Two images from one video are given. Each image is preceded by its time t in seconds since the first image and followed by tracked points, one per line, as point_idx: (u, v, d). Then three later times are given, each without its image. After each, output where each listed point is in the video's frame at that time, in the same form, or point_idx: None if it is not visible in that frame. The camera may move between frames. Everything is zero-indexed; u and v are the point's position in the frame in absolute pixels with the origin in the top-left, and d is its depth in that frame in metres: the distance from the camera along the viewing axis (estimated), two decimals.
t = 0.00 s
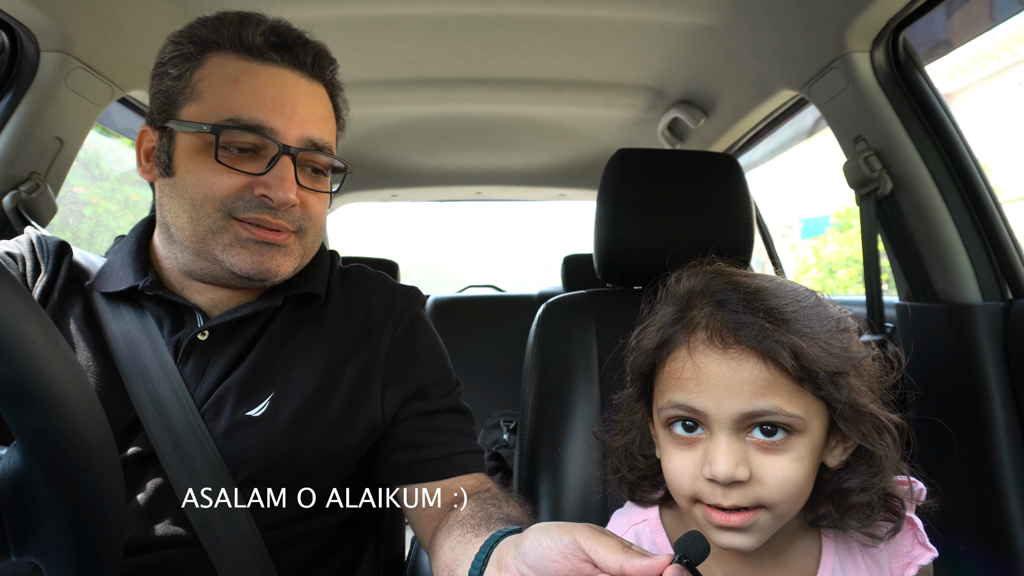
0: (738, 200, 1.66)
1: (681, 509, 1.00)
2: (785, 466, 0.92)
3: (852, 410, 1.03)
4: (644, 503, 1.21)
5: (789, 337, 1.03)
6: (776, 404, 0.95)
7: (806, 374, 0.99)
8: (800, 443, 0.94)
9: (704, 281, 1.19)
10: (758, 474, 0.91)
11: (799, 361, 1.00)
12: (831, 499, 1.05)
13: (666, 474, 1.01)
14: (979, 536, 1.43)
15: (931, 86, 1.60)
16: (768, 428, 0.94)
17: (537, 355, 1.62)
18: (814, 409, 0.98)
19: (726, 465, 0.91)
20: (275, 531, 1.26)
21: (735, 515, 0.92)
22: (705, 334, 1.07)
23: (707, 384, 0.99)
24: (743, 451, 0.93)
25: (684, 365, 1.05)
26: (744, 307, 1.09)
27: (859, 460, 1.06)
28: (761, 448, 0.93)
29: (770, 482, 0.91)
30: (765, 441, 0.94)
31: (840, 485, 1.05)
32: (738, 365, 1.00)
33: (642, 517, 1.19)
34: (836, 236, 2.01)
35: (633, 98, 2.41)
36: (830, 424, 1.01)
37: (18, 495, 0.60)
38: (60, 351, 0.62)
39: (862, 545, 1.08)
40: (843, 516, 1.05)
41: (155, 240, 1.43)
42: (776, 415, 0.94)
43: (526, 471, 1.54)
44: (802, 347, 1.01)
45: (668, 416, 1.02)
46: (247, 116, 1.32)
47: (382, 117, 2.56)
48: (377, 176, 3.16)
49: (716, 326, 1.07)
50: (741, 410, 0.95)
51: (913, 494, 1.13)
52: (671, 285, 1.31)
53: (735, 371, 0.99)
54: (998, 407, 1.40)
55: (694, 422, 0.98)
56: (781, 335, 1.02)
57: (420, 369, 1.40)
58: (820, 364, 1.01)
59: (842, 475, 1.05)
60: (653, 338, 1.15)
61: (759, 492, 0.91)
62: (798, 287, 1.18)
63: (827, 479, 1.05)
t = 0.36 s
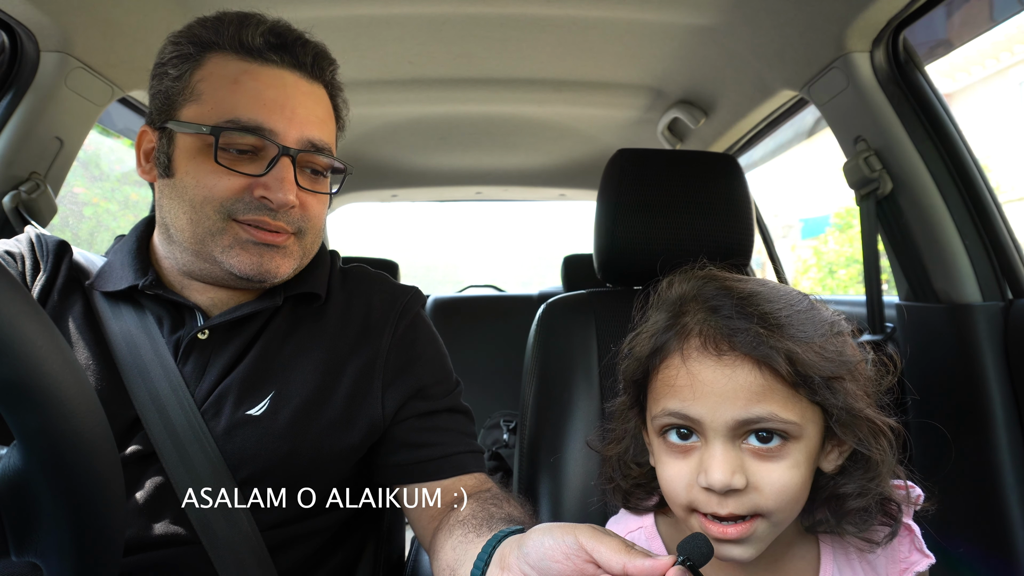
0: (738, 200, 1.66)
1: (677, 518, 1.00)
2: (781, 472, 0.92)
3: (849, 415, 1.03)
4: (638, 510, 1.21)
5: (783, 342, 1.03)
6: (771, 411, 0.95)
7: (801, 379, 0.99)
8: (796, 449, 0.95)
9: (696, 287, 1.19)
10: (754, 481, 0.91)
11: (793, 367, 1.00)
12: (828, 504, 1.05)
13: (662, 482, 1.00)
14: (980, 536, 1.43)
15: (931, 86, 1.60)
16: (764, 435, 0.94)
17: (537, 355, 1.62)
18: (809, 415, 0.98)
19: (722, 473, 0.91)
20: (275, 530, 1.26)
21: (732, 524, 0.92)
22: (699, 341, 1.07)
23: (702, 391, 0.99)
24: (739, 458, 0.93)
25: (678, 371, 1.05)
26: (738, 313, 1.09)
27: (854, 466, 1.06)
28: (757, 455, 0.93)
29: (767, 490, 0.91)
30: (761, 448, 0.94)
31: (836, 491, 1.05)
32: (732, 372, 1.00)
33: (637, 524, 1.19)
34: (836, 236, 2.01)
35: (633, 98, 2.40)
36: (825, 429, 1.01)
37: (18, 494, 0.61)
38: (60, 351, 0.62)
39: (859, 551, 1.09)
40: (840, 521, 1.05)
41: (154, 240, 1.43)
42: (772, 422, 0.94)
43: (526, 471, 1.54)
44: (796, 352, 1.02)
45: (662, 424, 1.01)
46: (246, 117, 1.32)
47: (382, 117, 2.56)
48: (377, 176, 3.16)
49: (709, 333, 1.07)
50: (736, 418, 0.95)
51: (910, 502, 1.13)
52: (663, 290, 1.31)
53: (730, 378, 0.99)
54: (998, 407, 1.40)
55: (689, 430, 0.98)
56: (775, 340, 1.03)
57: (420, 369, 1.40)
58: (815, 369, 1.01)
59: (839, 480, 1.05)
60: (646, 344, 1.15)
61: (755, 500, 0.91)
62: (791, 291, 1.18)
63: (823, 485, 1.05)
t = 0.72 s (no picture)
0: (737, 200, 1.66)
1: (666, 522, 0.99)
2: (766, 475, 0.92)
3: (832, 417, 1.02)
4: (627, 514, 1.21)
5: (766, 345, 1.03)
6: (755, 414, 0.95)
7: (785, 382, 0.99)
8: (780, 452, 0.94)
9: (680, 290, 1.19)
10: (740, 484, 0.91)
11: (776, 369, 1.00)
12: (814, 505, 1.06)
13: (649, 486, 1.00)
14: (980, 536, 1.43)
15: (931, 85, 1.60)
16: (749, 438, 0.94)
17: (537, 355, 1.62)
18: (793, 417, 0.98)
19: (707, 476, 0.91)
20: (275, 530, 1.26)
21: (719, 527, 0.91)
22: (682, 345, 1.07)
23: (686, 395, 0.99)
24: (724, 461, 0.93)
25: (662, 376, 1.05)
26: (721, 316, 1.09)
27: (841, 468, 1.06)
28: (741, 458, 0.93)
29: (752, 492, 0.91)
30: (746, 451, 0.94)
31: (822, 492, 1.05)
32: (715, 375, 1.00)
33: (628, 525, 1.19)
34: (836, 236, 2.01)
35: (633, 98, 2.40)
36: (810, 430, 1.01)
37: (18, 494, 0.60)
38: (60, 351, 0.62)
39: (847, 551, 1.08)
40: (826, 522, 1.06)
41: (154, 240, 1.42)
42: (756, 425, 0.94)
43: (526, 471, 1.53)
44: (780, 355, 1.02)
45: (648, 429, 1.01)
46: (244, 115, 1.32)
47: (383, 117, 2.56)
48: (377, 176, 3.16)
49: (693, 337, 1.07)
50: (720, 421, 0.95)
51: (898, 504, 1.13)
52: (648, 293, 1.31)
53: (713, 382, 0.99)
54: (998, 407, 1.40)
55: (674, 434, 0.98)
56: (758, 343, 1.03)
57: (420, 369, 1.40)
58: (798, 371, 1.01)
59: (826, 482, 1.06)
60: (631, 348, 1.15)
61: (742, 503, 0.91)
62: (774, 292, 1.19)
63: (809, 486, 1.06)
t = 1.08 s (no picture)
0: (737, 200, 1.66)
1: (668, 514, 1.00)
2: (768, 466, 0.92)
3: (830, 408, 1.02)
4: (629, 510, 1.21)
5: (765, 338, 1.03)
6: (755, 406, 0.95)
7: (784, 374, 0.99)
8: (782, 443, 0.95)
9: (680, 285, 1.19)
10: (742, 475, 0.91)
11: (777, 362, 1.00)
12: (814, 497, 1.05)
13: (652, 480, 1.00)
14: (980, 536, 1.43)
15: (931, 85, 1.60)
16: (750, 430, 0.94)
17: (537, 355, 1.62)
18: (794, 409, 0.98)
19: (710, 468, 0.91)
20: (275, 530, 1.26)
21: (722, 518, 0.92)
22: (682, 339, 1.07)
23: (687, 389, 0.99)
24: (726, 453, 0.93)
25: (663, 370, 1.05)
26: (721, 310, 1.09)
27: (841, 460, 1.06)
28: (743, 450, 0.93)
29: (755, 483, 0.91)
30: (747, 443, 0.94)
31: (822, 483, 1.05)
32: (716, 368, 1.00)
33: (629, 518, 1.20)
34: (836, 236, 2.01)
35: (634, 98, 2.40)
36: (810, 423, 1.01)
37: (18, 494, 0.60)
38: (61, 352, 0.62)
39: (844, 544, 1.08)
40: (825, 514, 1.05)
41: (155, 240, 1.42)
42: (757, 417, 0.94)
43: (526, 471, 1.53)
44: (779, 348, 1.02)
45: (650, 423, 1.01)
46: (245, 118, 1.32)
47: (383, 117, 2.56)
48: (377, 176, 3.16)
49: (693, 331, 1.07)
50: (721, 413, 0.95)
51: (895, 500, 1.13)
52: (648, 290, 1.31)
53: (714, 375, 0.99)
54: (998, 407, 1.40)
55: (676, 427, 0.98)
56: (757, 336, 1.02)
57: (420, 369, 1.40)
58: (798, 364, 1.01)
59: (825, 473, 1.05)
60: (631, 344, 1.15)
61: (744, 493, 0.91)
62: (773, 288, 1.18)
63: (809, 478, 1.05)
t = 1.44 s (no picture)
0: (737, 200, 1.66)
1: (682, 512, 0.99)
2: (783, 461, 0.92)
3: (843, 403, 1.03)
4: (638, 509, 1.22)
5: (779, 334, 1.03)
6: (770, 401, 0.96)
7: (798, 370, 1.00)
8: (795, 438, 0.95)
9: (690, 285, 1.19)
10: (758, 471, 0.91)
11: (789, 357, 1.00)
12: (825, 492, 1.05)
13: (666, 478, 1.00)
14: (980, 536, 1.43)
15: (931, 86, 1.60)
16: (764, 425, 0.95)
17: (537, 355, 1.62)
18: (806, 404, 0.98)
19: (726, 464, 0.91)
20: (275, 530, 1.26)
21: (738, 514, 0.91)
22: (696, 337, 1.07)
23: (702, 385, 1.00)
24: (742, 449, 0.93)
25: (677, 367, 1.05)
26: (733, 308, 1.09)
27: (851, 454, 1.06)
28: (759, 445, 0.93)
29: (770, 478, 0.91)
30: (762, 438, 0.94)
31: (833, 477, 1.05)
32: (730, 364, 1.00)
33: (639, 517, 1.20)
34: (836, 236, 2.01)
35: (634, 98, 2.40)
36: (822, 418, 1.02)
37: (18, 494, 0.60)
38: (60, 351, 0.62)
39: (852, 537, 1.08)
40: (837, 508, 1.05)
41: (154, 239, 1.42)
42: (771, 412, 0.94)
43: (526, 471, 1.53)
44: (792, 343, 1.02)
45: (665, 420, 1.01)
46: (246, 119, 1.32)
47: (383, 117, 2.56)
48: (377, 176, 3.16)
49: (706, 328, 1.07)
50: (737, 409, 0.95)
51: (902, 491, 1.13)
52: (658, 290, 1.32)
53: (729, 371, 0.99)
54: (998, 407, 1.40)
55: (691, 424, 0.98)
56: (770, 333, 1.03)
57: (420, 369, 1.40)
58: (810, 360, 1.02)
59: (836, 467, 1.05)
60: (643, 344, 1.15)
61: (759, 489, 0.91)
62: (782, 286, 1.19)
63: (820, 473, 1.05)
